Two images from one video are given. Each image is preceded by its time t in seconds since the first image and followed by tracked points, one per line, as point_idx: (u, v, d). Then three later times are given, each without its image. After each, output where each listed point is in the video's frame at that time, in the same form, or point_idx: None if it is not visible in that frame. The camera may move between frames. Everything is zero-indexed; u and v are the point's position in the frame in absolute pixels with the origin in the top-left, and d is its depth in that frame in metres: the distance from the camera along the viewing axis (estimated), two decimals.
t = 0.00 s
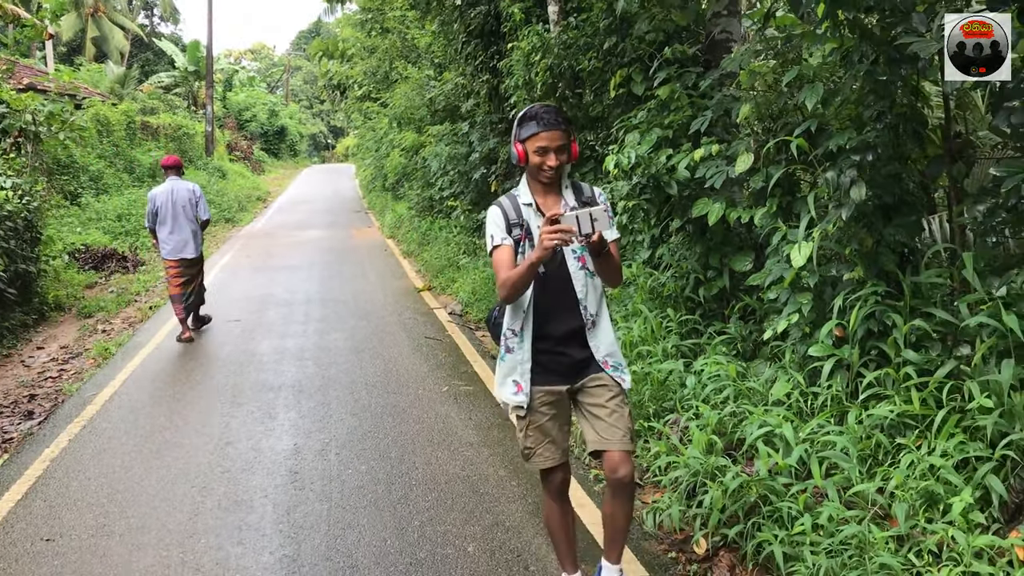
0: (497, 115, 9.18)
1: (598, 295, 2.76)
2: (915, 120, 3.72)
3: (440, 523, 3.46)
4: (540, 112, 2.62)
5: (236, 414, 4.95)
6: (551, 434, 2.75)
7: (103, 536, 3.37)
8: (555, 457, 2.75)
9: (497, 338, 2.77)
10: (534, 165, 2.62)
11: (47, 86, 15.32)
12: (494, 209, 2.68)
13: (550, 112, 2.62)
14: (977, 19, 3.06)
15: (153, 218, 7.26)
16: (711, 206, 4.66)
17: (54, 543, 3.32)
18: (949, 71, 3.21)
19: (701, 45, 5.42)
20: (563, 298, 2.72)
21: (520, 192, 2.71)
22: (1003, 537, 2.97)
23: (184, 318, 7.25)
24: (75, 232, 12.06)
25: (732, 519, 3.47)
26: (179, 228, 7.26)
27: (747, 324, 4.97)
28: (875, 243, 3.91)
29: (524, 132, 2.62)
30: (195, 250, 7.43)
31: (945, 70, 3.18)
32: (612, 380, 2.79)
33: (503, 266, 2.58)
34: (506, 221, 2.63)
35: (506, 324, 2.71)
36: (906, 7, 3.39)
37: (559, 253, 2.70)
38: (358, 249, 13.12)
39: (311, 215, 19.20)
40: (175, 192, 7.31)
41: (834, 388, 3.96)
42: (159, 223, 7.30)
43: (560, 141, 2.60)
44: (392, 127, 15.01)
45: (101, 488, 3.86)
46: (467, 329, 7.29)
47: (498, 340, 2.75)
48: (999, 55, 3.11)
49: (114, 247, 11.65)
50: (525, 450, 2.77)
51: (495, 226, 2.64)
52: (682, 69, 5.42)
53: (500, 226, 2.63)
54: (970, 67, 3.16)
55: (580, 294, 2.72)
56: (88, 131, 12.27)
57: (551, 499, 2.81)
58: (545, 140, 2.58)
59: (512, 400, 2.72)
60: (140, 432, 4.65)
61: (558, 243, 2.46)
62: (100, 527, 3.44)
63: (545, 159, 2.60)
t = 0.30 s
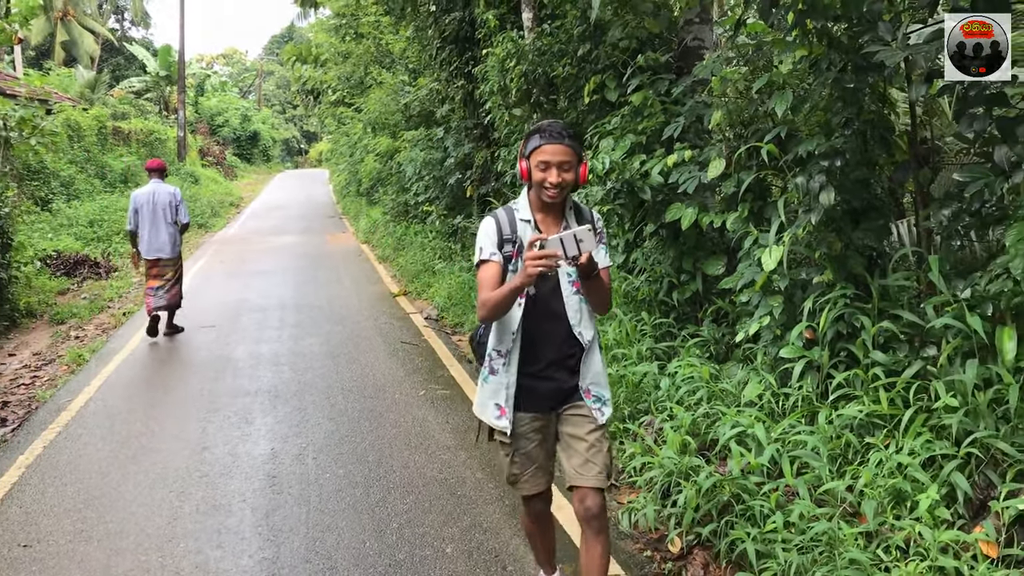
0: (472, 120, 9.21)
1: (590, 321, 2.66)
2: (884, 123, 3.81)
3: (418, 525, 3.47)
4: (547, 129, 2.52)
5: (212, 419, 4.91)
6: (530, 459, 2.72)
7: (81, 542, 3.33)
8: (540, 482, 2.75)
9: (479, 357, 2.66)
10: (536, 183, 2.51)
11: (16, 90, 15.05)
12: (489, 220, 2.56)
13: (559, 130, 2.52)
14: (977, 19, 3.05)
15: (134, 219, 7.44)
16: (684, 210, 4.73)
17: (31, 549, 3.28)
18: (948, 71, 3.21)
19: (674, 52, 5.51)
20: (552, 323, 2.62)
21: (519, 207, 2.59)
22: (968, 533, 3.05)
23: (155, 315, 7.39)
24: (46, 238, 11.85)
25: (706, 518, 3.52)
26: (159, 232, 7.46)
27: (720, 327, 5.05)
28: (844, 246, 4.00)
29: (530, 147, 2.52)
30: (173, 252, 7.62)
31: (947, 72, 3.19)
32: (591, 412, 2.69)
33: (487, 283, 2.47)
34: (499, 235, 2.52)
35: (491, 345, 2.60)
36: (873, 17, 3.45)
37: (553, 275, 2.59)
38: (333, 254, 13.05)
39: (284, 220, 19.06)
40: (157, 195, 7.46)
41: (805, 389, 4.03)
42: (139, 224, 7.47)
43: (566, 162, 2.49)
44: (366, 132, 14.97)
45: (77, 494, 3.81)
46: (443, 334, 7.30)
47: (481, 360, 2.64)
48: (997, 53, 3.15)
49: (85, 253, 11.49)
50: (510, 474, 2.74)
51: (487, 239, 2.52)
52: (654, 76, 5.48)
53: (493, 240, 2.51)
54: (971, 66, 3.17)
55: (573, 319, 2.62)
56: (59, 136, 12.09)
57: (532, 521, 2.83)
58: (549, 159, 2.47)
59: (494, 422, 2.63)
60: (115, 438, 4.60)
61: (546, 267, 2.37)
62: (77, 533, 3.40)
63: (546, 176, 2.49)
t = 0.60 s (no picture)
0: (454, 122, 9.24)
1: (588, 325, 2.44)
2: (863, 126, 3.91)
3: (401, 522, 3.57)
4: (527, 123, 2.31)
5: (194, 418, 4.95)
6: (520, 462, 2.41)
7: (66, 539, 3.46)
8: (526, 490, 2.37)
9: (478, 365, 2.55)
10: (516, 182, 2.34)
11: None
12: (477, 219, 2.43)
13: (540, 125, 2.31)
14: (977, 20, 3.10)
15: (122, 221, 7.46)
16: (665, 212, 4.79)
17: (14, 547, 3.40)
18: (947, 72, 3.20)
19: (655, 56, 5.56)
20: (546, 326, 2.44)
21: (508, 205, 2.43)
22: (939, 527, 3.14)
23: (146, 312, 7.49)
24: (22, 237, 11.68)
25: (685, 514, 3.57)
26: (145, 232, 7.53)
27: (699, 327, 5.11)
28: (820, 247, 4.09)
29: (507, 145, 2.34)
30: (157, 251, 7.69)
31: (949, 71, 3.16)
32: (592, 423, 2.47)
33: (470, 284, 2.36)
34: (486, 233, 2.37)
35: (486, 349, 2.48)
36: (850, 23, 3.58)
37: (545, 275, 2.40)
38: (313, 255, 13.00)
39: (264, 220, 18.93)
40: (143, 196, 7.53)
41: (783, 388, 4.09)
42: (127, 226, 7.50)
43: (543, 159, 2.29)
44: (347, 133, 14.94)
45: (60, 492, 3.92)
46: (425, 335, 7.31)
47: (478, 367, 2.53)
48: (997, 54, 3.16)
49: (63, 252, 11.36)
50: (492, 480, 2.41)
51: (474, 238, 2.38)
52: (636, 79, 5.53)
53: (479, 239, 2.36)
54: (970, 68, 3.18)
55: (567, 323, 2.42)
56: (36, 134, 11.93)
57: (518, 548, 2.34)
58: (526, 157, 2.28)
59: (486, 424, 2.50)
60: (96, 436, 4.65)
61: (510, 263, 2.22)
62: (61, 531, 3.54)
63: (525, 177, 2.31)
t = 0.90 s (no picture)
0: (447, 117, 9.28)
1: (581, 338, 2.33)
2: (852, 124, 4.00)
3: (397, 510, 3.67)
4: (505, 116, 2.28)
5: (190, 410, 5.08)
6: (511, 486, 2.35)
7: (67, 526, 3.60)
8: (517, 515, 2.33)
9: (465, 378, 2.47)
10: (495, 179, 2.29)
11: None
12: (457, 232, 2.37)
13: (521, 115, 2.29)
14: (977, 19, 3.05)
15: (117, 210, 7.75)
16: (657, 207, 4.85)
17: (15, 534, 3.53)
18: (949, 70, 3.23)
19: (648, 52, 5.62)
20: (533, 339, 2.33)
21: (488, 214, 2.34)
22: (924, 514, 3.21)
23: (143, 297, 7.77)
24: (13, 231, 11.64)
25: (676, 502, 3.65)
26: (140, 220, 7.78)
27: (690, 321, 5.18)
28: (810, 242, 4.16)
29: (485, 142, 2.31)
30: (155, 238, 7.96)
31: (946, 70, 3.21)
32: (588, 440, 2.37)
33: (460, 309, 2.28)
34: (465, 248, 2.31)
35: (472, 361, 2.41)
36: (839, 22, 3.61)
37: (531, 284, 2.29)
38: (305, 250, 13.02)
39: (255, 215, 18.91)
40: (137, 186, 7.82)
41: (772, 380, 4.16)
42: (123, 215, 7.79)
43: (523, 148, 2.25)
44: (339, 128, 14.95)
45: (58, 482, 4.08)
46: (418, 328, 7.35)
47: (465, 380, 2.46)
48: (999, 54, 3.09)
49: (55, 246, 11.34)
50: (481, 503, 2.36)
51: (456, 252, 2.34)
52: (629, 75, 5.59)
53: (460, 254, 2.31)
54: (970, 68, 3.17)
55: (556, 336, 2.31)
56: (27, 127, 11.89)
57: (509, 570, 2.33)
58: (506, 147, 2.24)
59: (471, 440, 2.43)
60: (91, 431, 4.79)
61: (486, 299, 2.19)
62: (61, 518, 3.68)
63: (506, 169, 2.25)
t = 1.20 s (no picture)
0: (448, 116, 9.37)
1: (580, 346, 2.34)
2: (845, 123, 4.09)
3: (402, 500, 3.77)
4: (538, 115, 2.26)
5: (198, 405, 5.18)
6: (507, 503, 2.34)
7: (79, 518, 3.70)
8: (511, 532, 2.33)
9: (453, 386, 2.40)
10: (529, 177, 2.22)
11: None
12: (463, 227, 2.29)
13: (551, 117, 2.28)
14: (977, 19, 3.06)
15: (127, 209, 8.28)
16: (655, 205, 4.94)
17: (30, 525, 3.64)
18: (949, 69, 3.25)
19: (646, 53, 5.72)
20: (533, 348, 2.31)
21: (498, 213, 2.29)
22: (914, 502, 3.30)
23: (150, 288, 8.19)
24: (19, 230, 11.74)
25: (673, 493, 3.74)
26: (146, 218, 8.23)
27: (689, 316, 5.26)
28: (804, 239, 4.25)
29: (518, 137, 2.23)
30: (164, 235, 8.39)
31: (946, 69, 3.25)
32: (595, 452, 2.35)
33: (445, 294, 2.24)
34: (471, 244, 2.24)
35: (463, 369, 2.34)
36: (832, 22, 3.66)
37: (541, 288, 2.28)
38: (308, 248, 13.11)
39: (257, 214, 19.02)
40: (147, 186, 8.33)
41: (768, 373, 4.25)
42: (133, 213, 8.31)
43: (560, 150, 2.24)
44: (340, 127, 15.04)
45: (72, 474, 4.19)
46: (420, 325, 7.45)
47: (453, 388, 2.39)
48: (999, 55, 3.08)
49: (60, 245, 11.44)
50: (476, 518, 2.36)
51: (458, 247, 2.26)
52: (628, 75, 5.69)
53: (464, 250, 2.25)
54: (970, 66, 3.17)
55: (558, 344, 2.30)
56: (32, 127, 11.99)
57: None
58: (547, 146, 2.21)
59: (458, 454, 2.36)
60: (100, 425, 4.89)
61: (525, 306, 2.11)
62: (75, 510, 3.78)
63: (546, 169, 2.21)
